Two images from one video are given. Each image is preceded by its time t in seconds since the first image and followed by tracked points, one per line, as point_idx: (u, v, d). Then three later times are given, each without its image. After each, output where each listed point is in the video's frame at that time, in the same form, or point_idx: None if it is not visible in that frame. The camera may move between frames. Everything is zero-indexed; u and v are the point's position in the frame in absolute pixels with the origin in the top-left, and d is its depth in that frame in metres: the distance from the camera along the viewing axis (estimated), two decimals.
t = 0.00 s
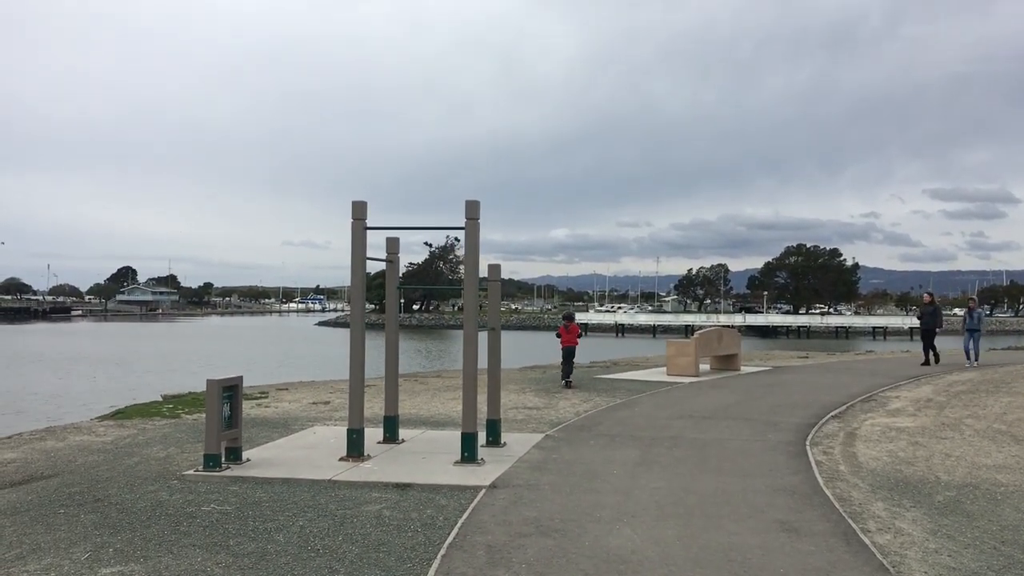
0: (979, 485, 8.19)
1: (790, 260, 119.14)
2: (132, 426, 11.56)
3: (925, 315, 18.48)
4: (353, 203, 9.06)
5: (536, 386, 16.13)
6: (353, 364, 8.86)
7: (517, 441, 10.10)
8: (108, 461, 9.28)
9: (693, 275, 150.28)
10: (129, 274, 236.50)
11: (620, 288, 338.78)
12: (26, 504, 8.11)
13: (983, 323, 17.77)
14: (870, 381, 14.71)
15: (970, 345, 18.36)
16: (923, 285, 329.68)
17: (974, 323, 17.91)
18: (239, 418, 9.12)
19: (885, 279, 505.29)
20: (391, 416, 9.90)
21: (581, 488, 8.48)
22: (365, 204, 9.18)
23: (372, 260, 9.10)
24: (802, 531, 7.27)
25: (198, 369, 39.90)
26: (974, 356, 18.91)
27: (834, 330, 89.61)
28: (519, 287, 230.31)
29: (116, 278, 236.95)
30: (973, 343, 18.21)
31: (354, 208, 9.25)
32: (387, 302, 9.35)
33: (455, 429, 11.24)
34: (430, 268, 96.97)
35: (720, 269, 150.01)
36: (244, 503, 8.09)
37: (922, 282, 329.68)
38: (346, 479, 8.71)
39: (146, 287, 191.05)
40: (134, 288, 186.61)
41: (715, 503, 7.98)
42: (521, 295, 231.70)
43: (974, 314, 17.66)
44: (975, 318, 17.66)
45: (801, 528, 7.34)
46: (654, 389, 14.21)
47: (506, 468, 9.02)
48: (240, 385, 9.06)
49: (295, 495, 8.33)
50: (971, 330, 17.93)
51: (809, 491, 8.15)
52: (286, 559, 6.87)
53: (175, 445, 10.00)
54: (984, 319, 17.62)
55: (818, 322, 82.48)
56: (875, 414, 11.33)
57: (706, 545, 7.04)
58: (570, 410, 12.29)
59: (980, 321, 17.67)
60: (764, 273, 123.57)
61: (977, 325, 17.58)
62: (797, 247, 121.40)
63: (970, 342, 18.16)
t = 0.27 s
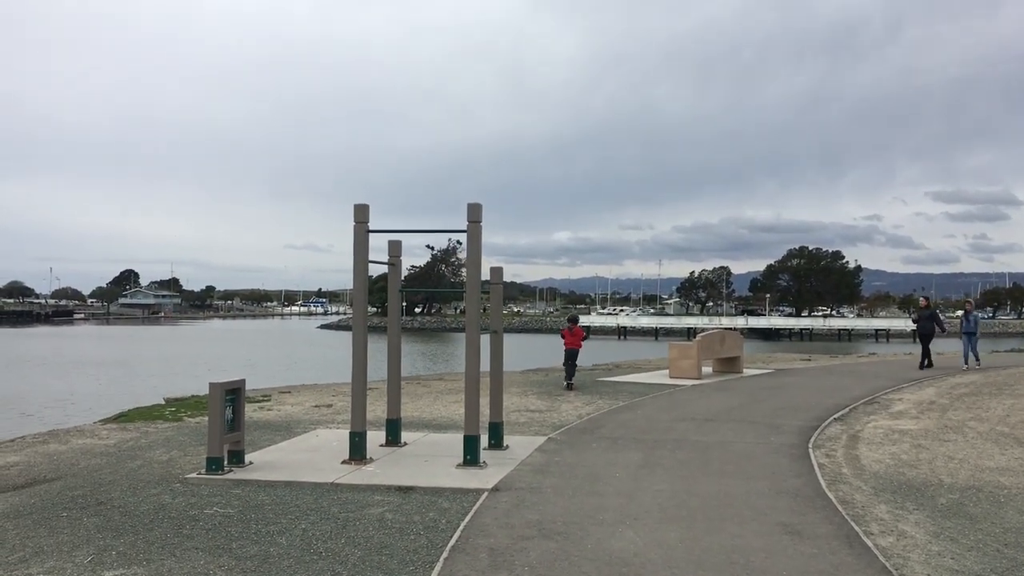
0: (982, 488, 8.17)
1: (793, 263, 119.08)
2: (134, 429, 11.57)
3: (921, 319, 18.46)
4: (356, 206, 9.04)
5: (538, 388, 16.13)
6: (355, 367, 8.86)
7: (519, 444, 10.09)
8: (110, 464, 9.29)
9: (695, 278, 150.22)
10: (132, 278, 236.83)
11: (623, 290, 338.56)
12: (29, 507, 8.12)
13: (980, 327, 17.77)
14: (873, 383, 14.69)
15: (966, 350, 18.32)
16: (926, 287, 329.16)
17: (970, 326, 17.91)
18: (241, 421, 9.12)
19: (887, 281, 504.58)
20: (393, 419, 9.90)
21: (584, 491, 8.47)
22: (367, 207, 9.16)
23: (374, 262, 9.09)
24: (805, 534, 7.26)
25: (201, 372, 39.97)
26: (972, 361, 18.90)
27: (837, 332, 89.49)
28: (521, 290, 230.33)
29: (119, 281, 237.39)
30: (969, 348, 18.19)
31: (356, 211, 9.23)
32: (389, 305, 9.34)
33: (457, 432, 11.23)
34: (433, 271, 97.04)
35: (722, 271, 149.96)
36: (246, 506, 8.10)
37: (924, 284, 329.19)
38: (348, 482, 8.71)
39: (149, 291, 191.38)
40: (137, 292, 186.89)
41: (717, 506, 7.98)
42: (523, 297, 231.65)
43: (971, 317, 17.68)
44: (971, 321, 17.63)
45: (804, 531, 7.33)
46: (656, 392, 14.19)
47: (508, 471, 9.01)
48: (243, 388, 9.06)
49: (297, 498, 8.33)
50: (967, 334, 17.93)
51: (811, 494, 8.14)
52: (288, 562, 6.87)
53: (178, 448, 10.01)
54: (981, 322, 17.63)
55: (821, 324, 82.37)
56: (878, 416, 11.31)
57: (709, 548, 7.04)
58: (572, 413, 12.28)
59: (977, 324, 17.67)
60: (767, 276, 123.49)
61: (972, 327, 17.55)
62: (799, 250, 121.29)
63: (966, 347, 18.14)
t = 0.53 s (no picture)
0: (990, 488, 8.15)
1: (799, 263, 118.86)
2: (142, 431, 11.60)
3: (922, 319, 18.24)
4: (361, 207, 9.03)
5: (544, 390, 16.14)
6: (362, 368, 8.87)
7: (525, 444, 10.10)
8: (118, 466, 9.32)
9: (701, 278, 150.03)
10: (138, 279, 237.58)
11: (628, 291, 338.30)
12: (38, 509, 8.15)
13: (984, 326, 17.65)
14: (880, 384, 14.64)
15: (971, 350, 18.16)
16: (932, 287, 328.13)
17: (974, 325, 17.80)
18: (248, 422, 9.14)
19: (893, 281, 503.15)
20: (400, 420, 9.91)
21: (590, 492, 8.47)
22: (373, 208, 9.15)
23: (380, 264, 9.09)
24: (812, 535, 7.25)
25: (208, 373, 40.08)
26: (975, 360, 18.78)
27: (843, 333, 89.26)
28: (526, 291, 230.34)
29: (125, 283, 238.15)
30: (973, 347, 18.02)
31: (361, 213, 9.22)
32: (395, 306, 9.35)
33: (463, 433, 11.24)
34: (439, 272, 97.12)
35: (727, 271, 149.75)
36: (253, 507, 8.12)
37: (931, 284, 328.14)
38: (355, 484, 8.72)
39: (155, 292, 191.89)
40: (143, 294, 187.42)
41: (724, 507, 7.97)
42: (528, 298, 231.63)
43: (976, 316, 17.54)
44: (974, 321, 17.48)
45: (811, 532, 7.32)
46: (662, 393, 14.19)
47: (515, 472, 9.02)
48: (249, 389, 9.08)
49: (304, 499, 8.35)
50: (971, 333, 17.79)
51: (818, 494, 8.13)
52: (296, 563, 6.89)
53: (185, 449, 10.03)
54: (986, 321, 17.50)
55: (827, 324, 82.16)
56: (885, 417, 11.28)
57: (716, 549, 7.03)
58: (578, 414, 12.29)
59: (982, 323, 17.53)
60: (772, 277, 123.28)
61: (975, 327, 17.39)
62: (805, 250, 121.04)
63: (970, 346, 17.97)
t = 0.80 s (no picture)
0: (1000, 488, 8.11)
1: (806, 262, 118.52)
2: (151, 431, 11.64)
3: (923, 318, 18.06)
4: (369, 207, 9.02)
5: (551, 389, 16.14)
6: (369, 368, 8.87)
7: (532, 444, 10.09)
8: (127, 466, 9.35)
9: (708, 278, 149.75)
10: (146, 279, 238.48)
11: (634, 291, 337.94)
12: (47, 509, 8.18)
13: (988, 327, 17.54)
14: (888, 383, 14.58)
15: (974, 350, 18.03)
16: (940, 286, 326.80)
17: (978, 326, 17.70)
18: (256, 422, 9.15)
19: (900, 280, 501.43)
20: (407, 420, 9.92)
21: (598, 491, 8.47)
22: (380, 208, 9.13)
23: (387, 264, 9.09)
24: (820, 535, 7.23)
25: (216, 373, 40.20)
26: (978, 360, 18.66)
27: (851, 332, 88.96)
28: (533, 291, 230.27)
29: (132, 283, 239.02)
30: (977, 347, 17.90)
31: (368, 213, 9.22)
32: (402, 306, 9.35)
33: (470, 433, 11.24)
34: (446, 272, 97.16)
35: (734, 271, 149.37)
36: (261, 507, 8.14)
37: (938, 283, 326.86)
38: (362, 484, 8.73)
39: (162, 293, 192.53)
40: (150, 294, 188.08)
41: (731, 506, 7.95)
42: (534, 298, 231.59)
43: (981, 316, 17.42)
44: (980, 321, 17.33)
45: (819, 532, 7.30)
46: (669, 393, 14.16)
47: (522, 471, 9.02)
48: (257, 389, 9.09)
49: (312, 500, 8.36)
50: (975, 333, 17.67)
51: (827, 494, 8.10)
52: (304, 563, 6.90)
53: (193, 449, 10.06)
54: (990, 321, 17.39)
55: (835, 323, 81.89)
56: (893, 416, 11.24)
57: (724, 548, 7.02)
58: (586, 414, 12.27)
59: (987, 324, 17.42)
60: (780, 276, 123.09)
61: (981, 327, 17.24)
62: (812, 249, 120.73)
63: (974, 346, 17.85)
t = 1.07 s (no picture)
0: (1005, 488, 8.08)
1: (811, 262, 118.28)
2: (156, 430, 11.65)
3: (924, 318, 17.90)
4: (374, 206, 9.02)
5: (556, 389, 16.13)
6: (374, 367, 8.88)
7: (537, 444, 10.08)
8: (131, 465, 9.36)
9: (712, 278, 149.61)
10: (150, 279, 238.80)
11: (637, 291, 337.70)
12: (52, 508, 8.20)
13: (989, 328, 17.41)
14: (894, 382, 14.54)
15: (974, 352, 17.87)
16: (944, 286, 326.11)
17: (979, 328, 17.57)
18: (261, 421, 9.16)
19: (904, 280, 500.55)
20: (412, 419, 9.91)
21: (602, 491, 8.46)
22: (385, 207, 9.14)
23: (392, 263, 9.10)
24: (825, 534, 7.21)
25: (222, 373, 40.22)
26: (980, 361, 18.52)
27: (856, 332, 88.74)
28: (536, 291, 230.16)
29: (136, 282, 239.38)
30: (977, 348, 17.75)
31: (372, 212, 9.21)
32: (406, 305, 9.35)
33: (475, 432, 11.23)
34: (450, 272, 97.13)
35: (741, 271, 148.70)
36: (265, 506, 8.14)
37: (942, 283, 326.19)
38: (367, 483, 8.73)
39: (166, 292, 192.76)
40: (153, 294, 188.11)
41: (736, 506, 7.94)
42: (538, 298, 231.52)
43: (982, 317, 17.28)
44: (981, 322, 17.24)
45: (825, 531, 7.29)
46: (673, 392, 14.15)
47: (526, 471, 9.01)
48: (261, 389, 9.10)
49: (317, 499, 8.36)
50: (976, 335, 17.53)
51: (831, 494, 8.09)
52: (308, 562, 6.90)
53: (198, 448, 10.07)
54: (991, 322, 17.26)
55: (839, 323, 81.69)
56: (898, 416, 11.21)
57: (728, 548, 7.01)
58: (590, 413, 12.27)
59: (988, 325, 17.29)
60: (785, 275, 122.93)
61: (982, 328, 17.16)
62: (816, 249, 120.52)
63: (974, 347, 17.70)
